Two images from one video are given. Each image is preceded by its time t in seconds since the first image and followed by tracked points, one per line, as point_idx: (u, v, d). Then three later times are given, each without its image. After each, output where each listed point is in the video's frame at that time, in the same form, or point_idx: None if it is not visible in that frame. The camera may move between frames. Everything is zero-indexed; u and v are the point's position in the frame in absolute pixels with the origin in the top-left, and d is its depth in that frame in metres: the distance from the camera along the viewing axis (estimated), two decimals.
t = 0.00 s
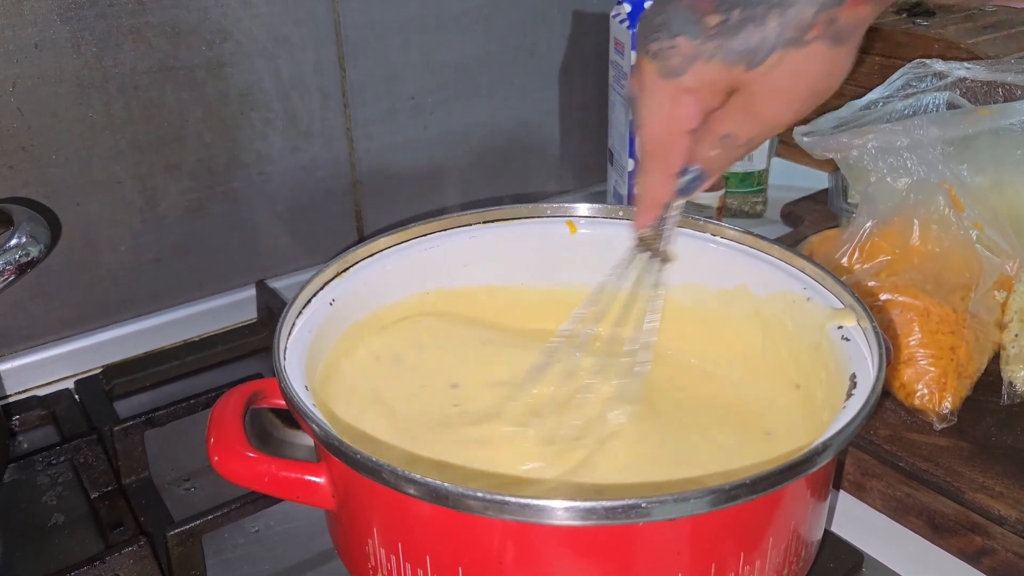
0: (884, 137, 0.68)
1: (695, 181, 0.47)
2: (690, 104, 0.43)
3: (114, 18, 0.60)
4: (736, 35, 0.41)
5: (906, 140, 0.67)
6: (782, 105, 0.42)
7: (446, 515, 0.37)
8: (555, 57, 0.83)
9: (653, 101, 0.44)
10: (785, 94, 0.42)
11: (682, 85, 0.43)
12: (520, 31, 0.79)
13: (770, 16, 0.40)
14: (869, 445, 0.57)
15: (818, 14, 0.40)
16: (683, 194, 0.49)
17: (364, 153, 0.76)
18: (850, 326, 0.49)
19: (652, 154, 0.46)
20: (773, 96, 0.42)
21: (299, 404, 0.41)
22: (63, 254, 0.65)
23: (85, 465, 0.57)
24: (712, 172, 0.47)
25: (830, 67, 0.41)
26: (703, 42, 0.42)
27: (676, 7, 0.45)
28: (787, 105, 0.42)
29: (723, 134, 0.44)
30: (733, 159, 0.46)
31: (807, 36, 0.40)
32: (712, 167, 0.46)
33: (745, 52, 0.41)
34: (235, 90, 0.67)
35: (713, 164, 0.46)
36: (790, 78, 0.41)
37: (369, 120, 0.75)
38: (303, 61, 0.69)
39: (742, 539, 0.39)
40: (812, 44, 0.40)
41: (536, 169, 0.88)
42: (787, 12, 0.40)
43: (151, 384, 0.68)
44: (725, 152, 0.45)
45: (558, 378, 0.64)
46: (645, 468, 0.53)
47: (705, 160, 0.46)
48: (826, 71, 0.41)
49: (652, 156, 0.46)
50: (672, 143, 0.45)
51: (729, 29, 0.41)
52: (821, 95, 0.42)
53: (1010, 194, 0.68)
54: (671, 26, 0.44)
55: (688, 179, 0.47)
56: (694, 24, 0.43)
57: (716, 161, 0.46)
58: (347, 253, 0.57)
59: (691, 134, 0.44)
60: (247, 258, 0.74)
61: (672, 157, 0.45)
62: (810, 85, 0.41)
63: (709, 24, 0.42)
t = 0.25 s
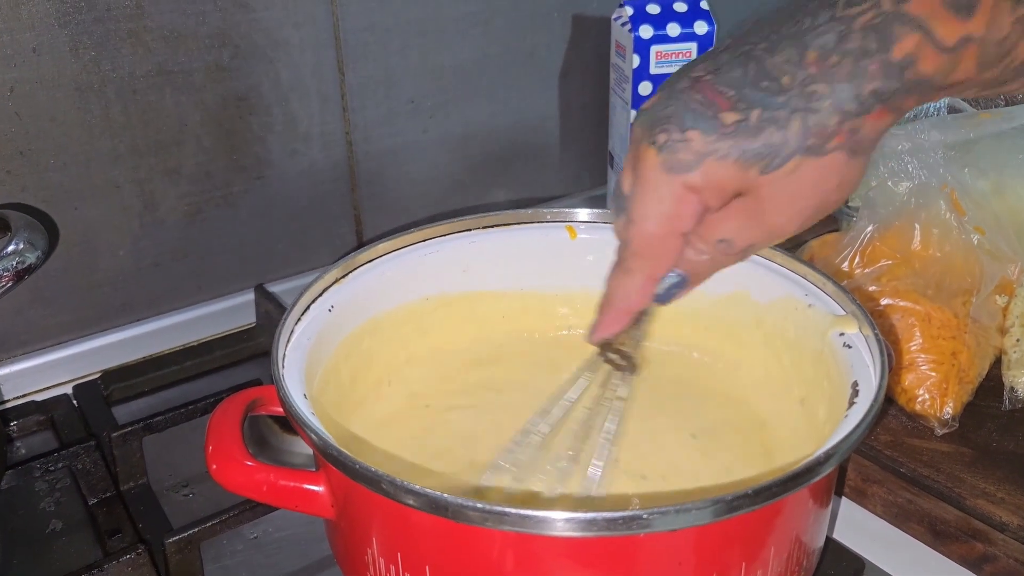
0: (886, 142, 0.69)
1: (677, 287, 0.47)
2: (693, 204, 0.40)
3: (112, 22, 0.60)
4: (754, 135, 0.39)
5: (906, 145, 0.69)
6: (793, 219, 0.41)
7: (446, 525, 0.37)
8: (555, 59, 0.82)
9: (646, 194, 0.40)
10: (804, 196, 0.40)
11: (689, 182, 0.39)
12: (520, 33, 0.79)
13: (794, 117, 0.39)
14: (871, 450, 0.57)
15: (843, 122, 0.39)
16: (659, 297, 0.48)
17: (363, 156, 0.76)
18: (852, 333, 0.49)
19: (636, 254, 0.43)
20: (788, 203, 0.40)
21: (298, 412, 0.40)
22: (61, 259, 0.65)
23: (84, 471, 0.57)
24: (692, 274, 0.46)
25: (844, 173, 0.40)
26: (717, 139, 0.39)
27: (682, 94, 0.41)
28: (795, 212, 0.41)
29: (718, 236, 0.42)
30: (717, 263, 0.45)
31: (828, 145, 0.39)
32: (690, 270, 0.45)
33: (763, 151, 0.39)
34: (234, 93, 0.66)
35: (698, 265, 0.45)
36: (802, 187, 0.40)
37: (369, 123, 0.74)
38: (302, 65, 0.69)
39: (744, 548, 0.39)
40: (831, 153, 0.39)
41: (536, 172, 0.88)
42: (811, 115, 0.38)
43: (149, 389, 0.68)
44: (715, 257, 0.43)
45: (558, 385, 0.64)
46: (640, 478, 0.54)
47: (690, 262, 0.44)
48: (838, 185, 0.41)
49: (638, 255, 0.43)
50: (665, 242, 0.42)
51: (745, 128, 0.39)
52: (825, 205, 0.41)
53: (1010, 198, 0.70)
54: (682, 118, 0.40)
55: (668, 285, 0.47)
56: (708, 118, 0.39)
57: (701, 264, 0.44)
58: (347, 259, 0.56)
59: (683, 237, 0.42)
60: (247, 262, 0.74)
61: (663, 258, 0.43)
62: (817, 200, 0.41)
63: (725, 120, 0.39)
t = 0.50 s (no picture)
0: (885, 142, 0.71)
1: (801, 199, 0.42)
2: (802, 111, 0.38)
3: (109, 21, 0.60)
4: (851, 28, 0.36)
5: (905, 144, 0.70)
6: (900, 101, 0.38)
7: (444, 525, 0.37)
8: (554, 59, 0.82)
9: (750, 111, 0.38)
10: (916, 71, 0.38)
11: (794, 93, 0.37)
12: (518, 33, 0.79)
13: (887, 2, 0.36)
14: (869, 450, 0.57)
15: None
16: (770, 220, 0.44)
17: (361, 156, 0.75)
18: (850, 333, 0.49)
19: (753, 168, 0.40)
20: (896, 89, 0.38)
21: (295, 412, 0.40)
22: (58, 259, 0.65)
23: (80, 471, 0.56)
24: (812, 182, 0.42)
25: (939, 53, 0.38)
26: (814, 43, 0.37)
27: (763, 7, 0.38)
28: (905, 97, 0.39)
29: (843, 136, 0.39)
30: (842, 166, 0.41)
31: (926, 20, 0.37)
32: (811, 177, 0.42)
33: (863, 43, 0.36)
34: (231, 93, 0.66)
35: (819, 174, 0.42)
36: (909, 70, 0.38)
37: (367, 123, 0.74)
38: (300, 65, 0.69)
39: (743, 548, 0.39)
40: (932, 28, 0.37)
41: (534, 172, 0.87)
42: None
43: (146, 389, 0.68)
44: (836, 160, 0.40)
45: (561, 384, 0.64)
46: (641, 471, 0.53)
47: (811, 168, 0.41)
48: (943, 57, 0.38)
49: (760, 175, 0.40)
50: (784, 153, 0.39)
51: (841, 24, 0.36)
52: (931, 82, 0.39)
53: (1010, 199, 0.70)
54: (774, 32, 0.37)
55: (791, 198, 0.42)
56: (796, 24, 0.37)
57: (824, 170, 0.41)
58: (344, 258, 0.56)
59: (801, 143, 0.39)
60: (244, 262, 0.74)
61: (785, 171, 0.39)
62: (922, 75, 0.38)
63: (817, 22, 0.37)
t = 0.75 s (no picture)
0: (884, 139, 0.68)
1: (628, 248, 0.46)
2: (644, 173, 0.41)
3: (107, 19, 0.60)
4: (704, 117, 0.38)
5: (905, 141, 0.68)
6: (741, 194, 0.40)
7: (443, 522, 0.37)
8: (552, 58, 0.82)
9: (601, 161, 0.41)
10: (743, 185, 0.40)
11: (641, 155, 0.40)
12: (517, 32, 0.79)
13: (744, 103, 0.38)
14: (867, 448, 0.57)
15: (794, 111, 0.38)
16: (613, 252, 0.47)
17: (360, 155, 0.75)
18: (848, 329, 0.49)
19: (587, 216, 0.43)
20: (733, 183, 0.40)
21: (293, 409, 0.40)
22: (57, 257, 0.65)
23: (79, 469, 0.57)
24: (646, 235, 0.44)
25: (793, 157, 0.39)
26: (671, 117, 0.38)
27: (642, 66, 0.40)
28: (740, 191, 0.40)
29: (647, 204, 0.42)
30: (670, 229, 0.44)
31: (776, 131, 0.38)
32: (641, 233, 0.44)
33: (712, 133, 0.38)
34: (230, 92, 0.66)
35: (648, 230, 0.43)
36: (752, 169, 0.39)
37: (366, 122, 0.74)
38: (298, 63, 0.69)
39: (741, 545, 0.39)
40: (780, 139, 0.38)
41: (533, 172, 0.87)
42: (763, 101, 0.37)
43: (145, 388, 0.68)
44: (663, 224, 0.42)
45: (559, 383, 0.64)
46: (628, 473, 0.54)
47: (640, 225, 0.43)
48: (783, 168, 0.40)
49: (592, 215, 0.43)
50: (615, 203, 0.42)
51: (698, 110, 0.38)
52: (773, 185, 0.41)
53: (1009, 197, 0.69)
54: (641, 94, 0.39)
55: (620, 244, 0.46)
56: (661, 92, 0.39)
57: (652, 230, 0.43)
58: (342, 256, 0.56)
59: (636, 202, 0.42)
60: (243, 260, 0.74)
61: (614, 218, 0.43)
62: (768, 176, 0.40)
63: (679, 100, 0.38)
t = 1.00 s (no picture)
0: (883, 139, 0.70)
1: (781, 226, 0.43)
2: (787, 139, 0.35)
3: (107, 19, 0.60)
4: (845, 52, 0.34)
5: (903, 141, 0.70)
6: (887, 131, 0.37)
7: (445, 522, 0.37)
8: (552, 58, 0.82)
9: (731, 127, 0.35)
10: (907, 101, 0.37)
11: (780, 116, 0.35)
12: (516, 32, 0.79)
13: (885, 24, 0.35)
14: (867, 448, 0.57)
15: (935, 20, 0.35)
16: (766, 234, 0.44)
17: (359, 155, 0.75)
18: (848, 330, 0.49)
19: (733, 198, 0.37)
20: (883, 116, 0.37)
21: (294, 409, 0.40)
22: (56, 258, 0.65)
23: (79, 470, 0.57)
24: (792, 209, 0.40)
25: (938, 76, 0.37)
26: (807, 65, 0.34)
27: (753, 22, 0.36)
28: (888, 130, 0.38)
29: (800, 172, 0.38)
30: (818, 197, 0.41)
31: (925, 46, 0.35)
32: (788, 205, 0.40)
33: (857, 66, 0.35)
34: (229, 91, 0.66)
35: (799, 202, 0.40)
36: (901, 96, 0.36)
37: (365, 122, 0.74)
38: (298, 63, 0.69)
39: (741, 545, 0.39)
40: (928, 55, 0.35)
41: (532, 172, 0.87)
42: (904, 17, 0.35)
43: (145, 388, 0.67)
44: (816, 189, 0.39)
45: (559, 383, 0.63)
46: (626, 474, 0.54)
47: (791, 198, 0.39)
48: (923, 100, 0.37)
49: (739, 203, 0.37)
50: (766, 180, 0.36)
51: (836, 47, 0.34)
52: (923, 111, 0.38)
53: (1008, 197, 0.69)
54: (765, 50, 0.35)
55: (772, 224, 0.44)
56: (790, 43, 0.35)
57: (801, 199, 0.39)
58: (342, 256, 0.56)
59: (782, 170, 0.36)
60: (242, 260, 0.74)
61: (764, 203, 0.36)
62: (916, 106, 0.37)
63: (811, 43, 0.34)
